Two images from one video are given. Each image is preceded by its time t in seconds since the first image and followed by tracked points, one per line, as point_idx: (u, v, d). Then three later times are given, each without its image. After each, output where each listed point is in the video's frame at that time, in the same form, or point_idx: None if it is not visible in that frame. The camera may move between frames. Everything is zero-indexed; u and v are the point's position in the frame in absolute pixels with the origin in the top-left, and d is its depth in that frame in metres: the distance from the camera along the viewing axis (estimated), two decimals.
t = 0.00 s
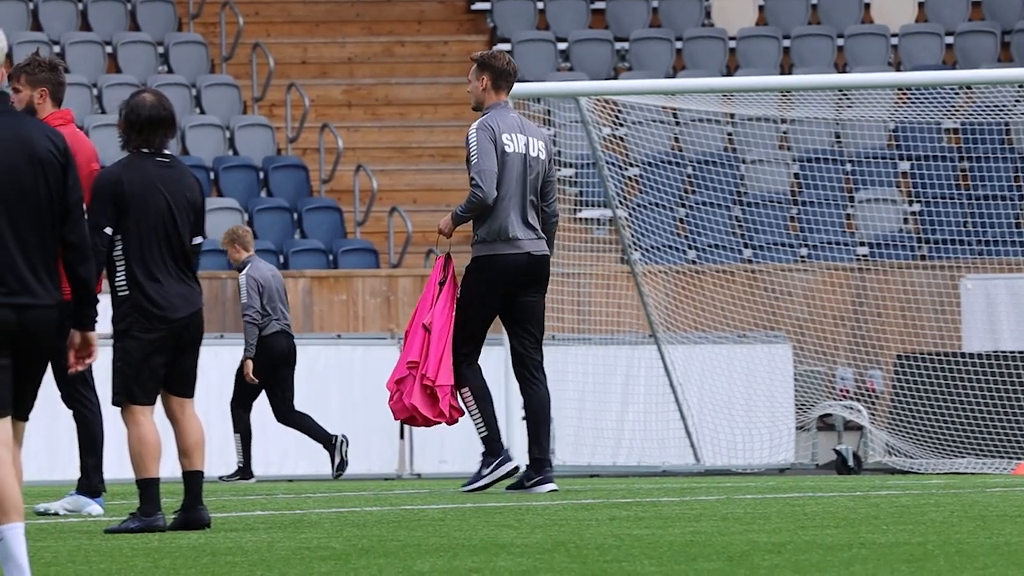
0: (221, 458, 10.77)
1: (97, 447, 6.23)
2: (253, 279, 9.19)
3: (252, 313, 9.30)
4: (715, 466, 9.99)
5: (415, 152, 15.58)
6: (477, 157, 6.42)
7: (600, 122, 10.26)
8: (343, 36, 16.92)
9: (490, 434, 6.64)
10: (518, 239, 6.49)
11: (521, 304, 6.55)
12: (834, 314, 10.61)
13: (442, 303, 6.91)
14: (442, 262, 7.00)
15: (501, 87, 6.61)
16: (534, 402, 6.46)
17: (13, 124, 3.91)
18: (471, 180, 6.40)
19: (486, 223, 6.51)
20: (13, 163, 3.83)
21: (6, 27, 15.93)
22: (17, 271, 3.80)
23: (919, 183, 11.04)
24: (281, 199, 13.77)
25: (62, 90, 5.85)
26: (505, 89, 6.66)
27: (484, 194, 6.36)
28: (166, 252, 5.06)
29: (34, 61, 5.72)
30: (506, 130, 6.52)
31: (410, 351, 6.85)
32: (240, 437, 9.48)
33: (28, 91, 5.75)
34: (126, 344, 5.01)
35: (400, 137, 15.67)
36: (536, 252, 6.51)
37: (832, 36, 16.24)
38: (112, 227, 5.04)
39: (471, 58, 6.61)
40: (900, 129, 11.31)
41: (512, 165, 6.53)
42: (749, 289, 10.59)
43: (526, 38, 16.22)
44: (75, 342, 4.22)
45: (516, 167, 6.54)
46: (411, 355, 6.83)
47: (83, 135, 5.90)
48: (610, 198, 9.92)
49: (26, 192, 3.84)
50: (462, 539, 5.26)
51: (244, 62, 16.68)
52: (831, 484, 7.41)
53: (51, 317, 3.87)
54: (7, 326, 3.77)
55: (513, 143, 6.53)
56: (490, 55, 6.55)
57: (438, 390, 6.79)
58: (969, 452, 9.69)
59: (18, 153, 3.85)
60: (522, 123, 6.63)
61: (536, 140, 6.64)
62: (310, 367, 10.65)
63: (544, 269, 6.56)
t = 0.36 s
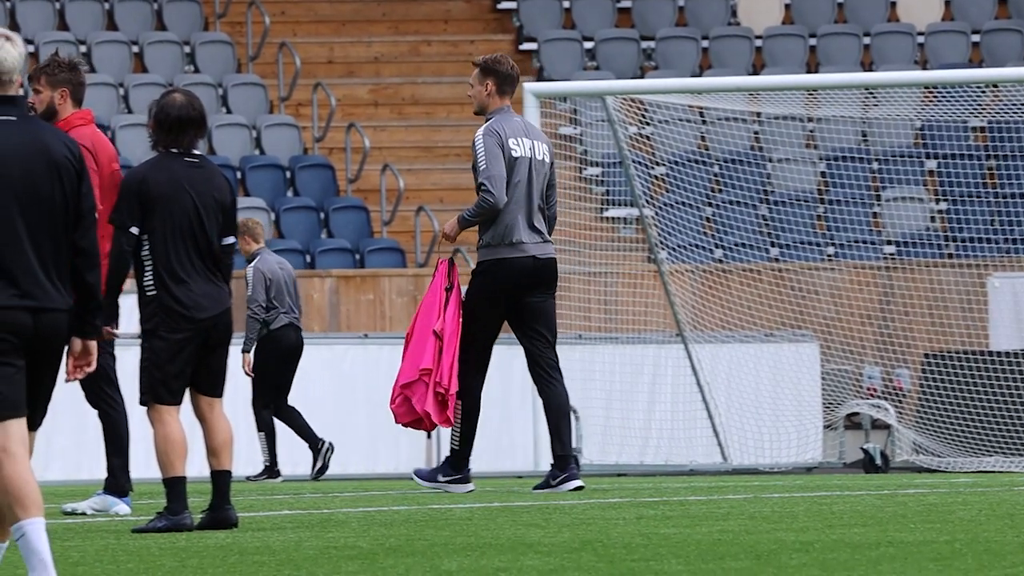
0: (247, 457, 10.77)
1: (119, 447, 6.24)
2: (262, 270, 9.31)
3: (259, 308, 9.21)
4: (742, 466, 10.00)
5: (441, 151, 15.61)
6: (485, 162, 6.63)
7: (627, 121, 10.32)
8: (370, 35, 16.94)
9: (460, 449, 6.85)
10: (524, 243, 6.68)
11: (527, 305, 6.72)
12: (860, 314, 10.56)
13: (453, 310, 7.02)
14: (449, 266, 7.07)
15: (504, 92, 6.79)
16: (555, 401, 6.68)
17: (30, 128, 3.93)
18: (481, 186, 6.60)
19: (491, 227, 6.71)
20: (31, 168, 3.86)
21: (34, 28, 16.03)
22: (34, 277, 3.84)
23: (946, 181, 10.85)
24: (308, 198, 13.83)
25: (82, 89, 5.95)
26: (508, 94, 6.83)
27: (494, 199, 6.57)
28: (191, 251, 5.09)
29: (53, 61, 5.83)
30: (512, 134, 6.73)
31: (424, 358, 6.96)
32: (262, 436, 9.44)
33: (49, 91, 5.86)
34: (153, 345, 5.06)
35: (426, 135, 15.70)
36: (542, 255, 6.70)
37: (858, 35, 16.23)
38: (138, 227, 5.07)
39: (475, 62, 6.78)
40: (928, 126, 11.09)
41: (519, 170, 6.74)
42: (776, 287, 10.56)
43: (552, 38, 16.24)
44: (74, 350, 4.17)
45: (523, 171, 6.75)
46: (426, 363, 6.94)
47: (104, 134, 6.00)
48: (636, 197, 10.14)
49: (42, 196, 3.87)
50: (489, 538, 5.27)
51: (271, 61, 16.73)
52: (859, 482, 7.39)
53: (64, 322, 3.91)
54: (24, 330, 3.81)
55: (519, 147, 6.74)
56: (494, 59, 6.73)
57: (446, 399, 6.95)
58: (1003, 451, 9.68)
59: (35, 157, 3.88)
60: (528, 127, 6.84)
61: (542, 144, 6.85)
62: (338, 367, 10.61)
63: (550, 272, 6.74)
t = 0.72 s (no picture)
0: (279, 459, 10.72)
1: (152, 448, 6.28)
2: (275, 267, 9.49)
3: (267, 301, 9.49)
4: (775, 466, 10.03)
5: (474, 152, 15.65)
6: (495, 172, 6.70)
7: (660, 122, 10.33)
8: (402, 36, 16.99)
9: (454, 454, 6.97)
10: (533, 252, 6.76)
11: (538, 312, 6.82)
12: (893, 315, 10.56)
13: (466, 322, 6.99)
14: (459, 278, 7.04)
15: (511, 100, 6.91)
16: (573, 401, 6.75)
17: (58, 134, 4.06)
18: (492, 196, 6.67)
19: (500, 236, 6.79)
20: (56, 171, 3.98)
21: (67, 29, 16.16)
22: (54, 279, 3.96)
23: (979, 182, 10.82)
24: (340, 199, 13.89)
25: (107, 93, 6.03)
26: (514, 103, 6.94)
27: (507, 209, 6.64)
28: (225, 252, 5.12)
29: (80, 65, 5.91)
30: (520, 143, 6.79)
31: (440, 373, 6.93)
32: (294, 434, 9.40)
33: (74, 95, 5.96)
34: (186, 346, 5.11)
35: (459, 136, 15.75)
36: (550, 264, 6.78)
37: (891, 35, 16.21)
38: (171, 229, 5.13)
39: (482, 71, 6.88)
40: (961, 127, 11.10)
41: (528, 179, 6.81)
42: (809, 288, 10.59)
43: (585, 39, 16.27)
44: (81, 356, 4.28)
45: (532, 179, 6.83)
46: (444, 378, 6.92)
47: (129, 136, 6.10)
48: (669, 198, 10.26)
49: (66, 200, 4.00)
50: (521, 540, 5.30)
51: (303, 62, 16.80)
52: (892, 484, 7.39)
53: (80, 324, 4.04)
54: (43, 330, 3.93)
55: (528, 157, 6.81)
56: (503, 68, 6.84)
57: (461, 411, 6.97)
58: None
59: (60, 161, 4.01)
60: (535, 135, 6.91)
61: (548, 151, 6.93)
62: (370, 367, 10.52)
63: (560, 281, 6.82)
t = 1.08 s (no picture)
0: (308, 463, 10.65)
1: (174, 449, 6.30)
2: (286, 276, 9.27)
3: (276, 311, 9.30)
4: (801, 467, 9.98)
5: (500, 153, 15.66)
6: (496, 178, 6.74)
7: (685, 124, 10.22)
8: (428, 38, 17.02)
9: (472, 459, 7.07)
10: (532, 258, 6.81)
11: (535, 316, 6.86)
12: (919, 316, 10.57)
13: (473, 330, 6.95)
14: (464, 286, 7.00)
15: (509, 104, 6.94)
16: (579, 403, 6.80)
17: (76, 131, 4.10)
18: (493, 202, 6.72)
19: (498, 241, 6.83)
20: (74, 169, 4.03)
21: (93, 30, 16.24)
22: (68, 275, 4.00)
23: (1005, 183, 10.78)
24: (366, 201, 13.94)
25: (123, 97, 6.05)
26: (513, 107, 6.98)
27: (507, 215, 6.69)
28: (253, 252, 5.16)
29: (95, 68, 5.95)
30: (520, 149, 6.83)
31: (449, 382, 6.88)
32: (319, 436, 9.44)
33: (89, 98, 5.98)
34: (214, 349, 5.14)
35: (485, 138, 15.78)
36: (548, 270, 6.83)
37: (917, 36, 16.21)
38: (198, 232, 5.18)
39: (481, 76, 6.94)
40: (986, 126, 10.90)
41: (528, 185, 6.85)
42: (836, 288, 10.60)
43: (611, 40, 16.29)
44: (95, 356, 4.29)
45: (531, 186, 6.86)
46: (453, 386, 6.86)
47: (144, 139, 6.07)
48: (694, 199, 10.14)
49: (82, 197, 4.04)
50: (548, 541, 5.32)
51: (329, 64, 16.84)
52: (917, 484, 7.39)
53: (92, 320, 4.08)
54: (55, 326, 3.97)
55: (528, 162, 6.84)
56: (501, 73, 6.89)
57: (468, 420, 6.92)
58: None
59: (78, 159, 4.05)
60: (534, 139, 6.94)
61: (548, 157, 6.96)
62: (394, 368, 10.42)
63: (558, 287, 6.88)
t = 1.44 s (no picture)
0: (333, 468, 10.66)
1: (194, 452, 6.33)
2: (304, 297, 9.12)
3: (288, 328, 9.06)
4: (826, 470, 9.79)
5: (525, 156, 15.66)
6: (497, 179, 6.82)
7: (712, 125, 10.25)
8: (453, 40, 17.04)
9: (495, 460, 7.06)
10: (533, 257, 6.90)
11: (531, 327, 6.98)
12: (945, 317, 10.60)
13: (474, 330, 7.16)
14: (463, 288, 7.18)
15: (510, 104, 7.03)
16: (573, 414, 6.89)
17: (93, 133, 4.30)
18: (493, 202, 6.79)
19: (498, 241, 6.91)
20: (90, 171, 4.22)
21: (119, 34, 16.33)
22: (85, 274, 4.21)
23: None
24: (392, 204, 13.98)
25: (134, 102, 6.12)
26: (513, 106, 7.06)
27: (507, 216, 6.76)
28: (282, 257, 5.19)
29: (107, 73, 6.06)
30: (521, 149, 6.92)
31: (454, 382, 7.08)
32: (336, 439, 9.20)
33: (100, 102, 6.05)
34: (244, 354, 5.19)
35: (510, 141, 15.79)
36: (548, 270, 6.92)
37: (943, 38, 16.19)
38: (227, 237, 5.24)
39: (480, 77, 7.00)
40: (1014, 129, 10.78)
41: (527, 185, 6.95)
42: (862, 288, 10.52)
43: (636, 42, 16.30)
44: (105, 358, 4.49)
45: (531, 186, 6.96)
46: (457, 387, 7.06)
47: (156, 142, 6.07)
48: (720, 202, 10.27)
49: (99, 199, 4.24)
50: (574, 543, 5.35)
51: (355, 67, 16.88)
52: (944, 486, 7.38)
53: (108, 319, 4.27)
54: (73, 326, 4.17)
55: (528, 163, 6.94)
56: (501, 74, 6.97)
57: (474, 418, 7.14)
58: None
59: (95, 161, 4.24)
60: (534, 140, 7.03)
61: (548, 156, 7.05)
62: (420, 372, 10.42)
63: (554, 288, 6.97)
